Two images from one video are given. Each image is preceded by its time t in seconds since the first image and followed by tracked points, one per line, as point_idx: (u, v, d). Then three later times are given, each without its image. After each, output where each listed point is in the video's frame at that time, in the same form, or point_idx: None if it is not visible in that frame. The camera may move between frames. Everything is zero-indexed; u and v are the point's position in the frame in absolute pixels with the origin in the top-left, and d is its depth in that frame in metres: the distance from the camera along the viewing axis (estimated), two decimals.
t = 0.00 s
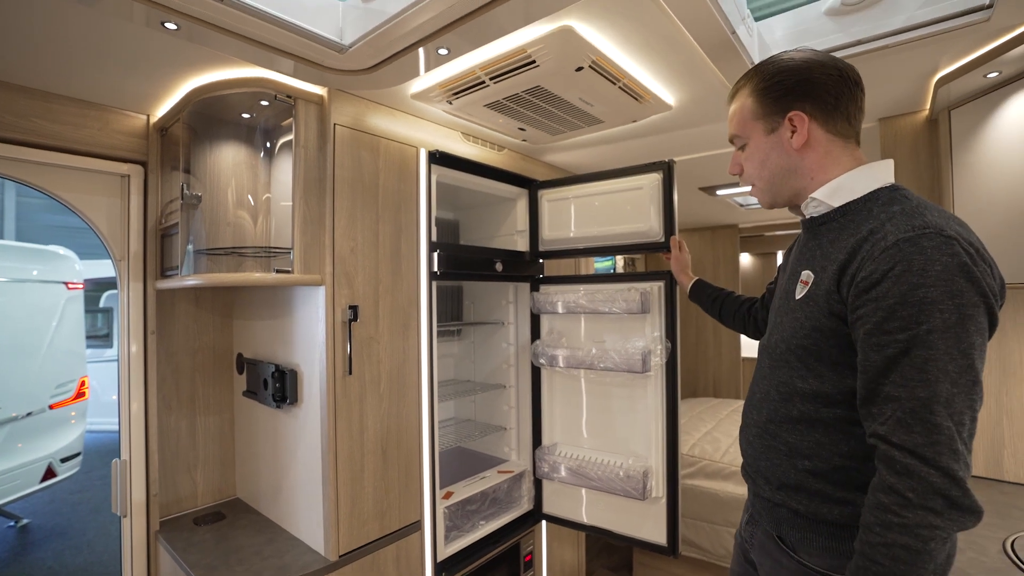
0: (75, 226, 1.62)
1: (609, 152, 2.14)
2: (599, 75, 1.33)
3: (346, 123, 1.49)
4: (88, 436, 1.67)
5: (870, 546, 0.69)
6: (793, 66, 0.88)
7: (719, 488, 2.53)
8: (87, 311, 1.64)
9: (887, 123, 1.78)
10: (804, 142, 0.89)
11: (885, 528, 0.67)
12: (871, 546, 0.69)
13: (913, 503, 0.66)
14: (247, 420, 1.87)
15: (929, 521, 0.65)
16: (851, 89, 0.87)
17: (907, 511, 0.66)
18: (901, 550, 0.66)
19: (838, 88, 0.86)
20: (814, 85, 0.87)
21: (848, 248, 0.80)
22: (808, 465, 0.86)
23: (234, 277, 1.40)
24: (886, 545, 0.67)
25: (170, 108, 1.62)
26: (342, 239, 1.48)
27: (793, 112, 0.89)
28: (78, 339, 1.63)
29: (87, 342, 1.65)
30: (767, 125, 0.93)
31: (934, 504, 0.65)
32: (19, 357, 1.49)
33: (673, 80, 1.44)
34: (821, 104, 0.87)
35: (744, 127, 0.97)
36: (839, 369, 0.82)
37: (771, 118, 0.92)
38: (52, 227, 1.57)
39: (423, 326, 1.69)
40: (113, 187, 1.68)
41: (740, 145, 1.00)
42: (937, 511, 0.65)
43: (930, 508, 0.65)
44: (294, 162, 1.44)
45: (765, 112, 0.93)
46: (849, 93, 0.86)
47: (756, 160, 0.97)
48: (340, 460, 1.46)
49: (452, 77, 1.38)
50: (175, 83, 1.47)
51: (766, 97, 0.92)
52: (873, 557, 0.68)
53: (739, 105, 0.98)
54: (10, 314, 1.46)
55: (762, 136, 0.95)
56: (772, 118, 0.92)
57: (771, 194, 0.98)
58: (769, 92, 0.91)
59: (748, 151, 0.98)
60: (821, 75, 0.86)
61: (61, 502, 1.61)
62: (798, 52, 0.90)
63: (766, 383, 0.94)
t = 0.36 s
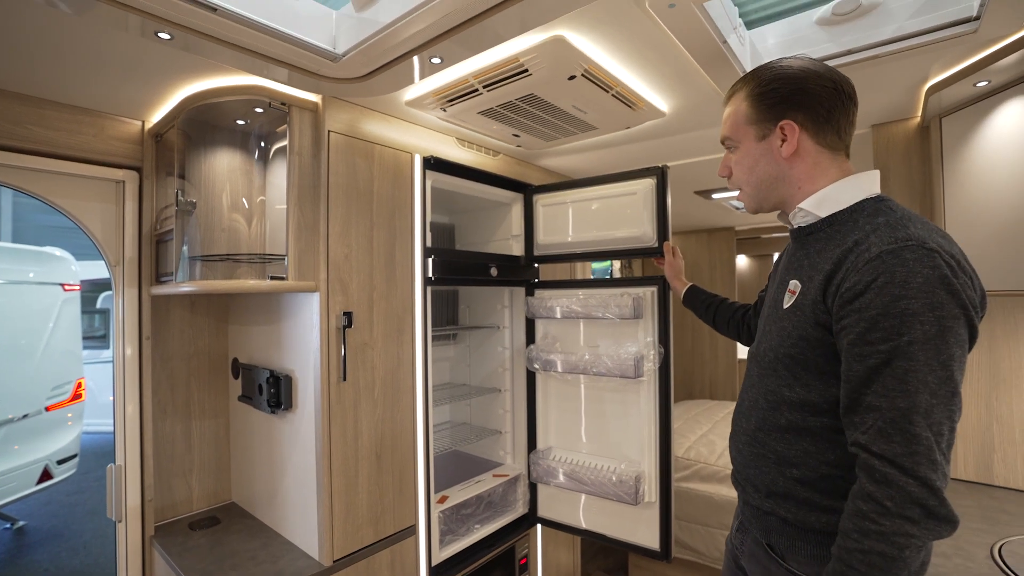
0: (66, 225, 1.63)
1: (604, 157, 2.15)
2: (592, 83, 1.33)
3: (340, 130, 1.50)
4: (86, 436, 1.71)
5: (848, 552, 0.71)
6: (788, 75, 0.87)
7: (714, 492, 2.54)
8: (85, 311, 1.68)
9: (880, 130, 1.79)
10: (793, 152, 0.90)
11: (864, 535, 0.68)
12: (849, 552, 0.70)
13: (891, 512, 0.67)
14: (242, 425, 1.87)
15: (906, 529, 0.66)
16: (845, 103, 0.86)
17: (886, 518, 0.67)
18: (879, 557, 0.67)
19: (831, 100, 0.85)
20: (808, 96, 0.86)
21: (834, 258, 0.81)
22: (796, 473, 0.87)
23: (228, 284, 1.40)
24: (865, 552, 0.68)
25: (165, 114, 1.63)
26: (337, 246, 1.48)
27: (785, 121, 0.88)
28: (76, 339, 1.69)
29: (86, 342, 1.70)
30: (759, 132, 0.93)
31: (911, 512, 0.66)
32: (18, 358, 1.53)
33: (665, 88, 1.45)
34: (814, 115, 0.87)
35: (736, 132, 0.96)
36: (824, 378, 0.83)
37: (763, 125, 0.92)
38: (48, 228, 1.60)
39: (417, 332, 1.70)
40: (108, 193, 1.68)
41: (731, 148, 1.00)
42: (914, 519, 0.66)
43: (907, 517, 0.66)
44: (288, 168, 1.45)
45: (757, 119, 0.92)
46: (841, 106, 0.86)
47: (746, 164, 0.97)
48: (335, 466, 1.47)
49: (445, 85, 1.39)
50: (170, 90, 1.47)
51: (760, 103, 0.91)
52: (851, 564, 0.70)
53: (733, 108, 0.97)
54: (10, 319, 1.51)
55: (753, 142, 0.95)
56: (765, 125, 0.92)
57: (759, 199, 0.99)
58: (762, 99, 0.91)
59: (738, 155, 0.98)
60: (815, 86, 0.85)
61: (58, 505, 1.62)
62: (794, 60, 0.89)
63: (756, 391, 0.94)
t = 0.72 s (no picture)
0: (56, 226, 1.61)
1: (602, 159, 2.16)
2: (589, 89, 1.34)
3: (339, 135, 1.52)
4: (88, 436, 1.71)
5: (835, 550, 0.72)
6: (787, 80, 0.87)
7: (711, 492, 2.56)
8: (86, 311, 1.67)
9: (876, 133, 1.80)
10: (782, 158, 0.91)
11: (851, 532, 0.69)
12: (839, 550, 0.71)
13: (875, 509, 0.68)
14: (243, 426, 1.89)
15: (890, 525, 0.67)
16: (839, 116, 0.87)
17: (871, 515, 0.68)
18: (866, 553, 0.68)
19: (825, 112, 0.86)
20: (805, 105, 0.86)
21: (816, 262, 0.83)
22: (785, 474, 0.88)
23: (229, 288, 1.42)
24: (853, 549, 0.69)
25: (166, 119, 1.65)
26: (336, 249, 1.50)
27: (779, 127, 0.89)
28: (77, 339, 1.67)
29: (87, 342, 1.68)
30: (752, 134, 0.93)
31: (894, 509, 0.67)
32: (19, 359, 1.53)
33: (661, 93, 1.46)
34: (807, 125, 0.87)
35: (731, 131, 0.97)
36: (809, 380, 0.84)
37: (757, 127, 0.92)
38: (51, 229, 1.60)
39: (416, 334, 1.72)
40: (110, 197, 1.70)
41: (723, 145, 1.01)
42: (898, 515, 0.67)
43: (891, 513, 0.67)
44: (288, 172, 1.46)
45: (751, 120, 0.93)
46: (835, 118, 0.87)
47: (735, 164, 0.99)
48: (334, 466, 1.48)
49: (443, 91, 1.40)
50: (171, 96, 1.49)
51: (756, 105, 0.92)
52: (841, 561, 0.70)
53: (730, 105, 0.98)
54: (14, 320, 1.51)
55: (744, 144, 0.96)
56: (758, 127, 0.92)
57: (743, 199, 1.02)
58: (759, 102, 0.91)
59: (729, 153, 0.99)
60: (813, 96, 0.85)
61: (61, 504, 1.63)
62: (797, 65, 0.89)
63: (745, 394, 0.96)
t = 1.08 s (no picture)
0: (74, 228, 1.65)
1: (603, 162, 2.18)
2: (589, 94, 1.37)
3: (343, 139, 1.54)
4: (92, 437, 1.68)
5: (826, 540, 0.73)
6: (776, 89, 0.91)
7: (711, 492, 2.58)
8: (90, 312, 1.66)
9: (875, 136, 1.83)
10: (773, 163, 0.93)
11: (844, 523, 0.71)
12: (831, 540, 0.72)
13: (867, 499, 0.70)
14: (247, 426, 1.92)
15: (881, 515, 0.69)
16: (825, 123, 0.91)
17: (863, 505, 0.70)
18: (857, 542, 0.69)
19: (812, 119, 0.90)
20: (794, 111, 0.90)
21: (809, 263, 0.85)
22: (774, 470, 0.90)
23: (234, 290, 1.44)
24: (844, 538, 0.71)
25: (173, 124, 1.67)
26: (340, 252, 1.52)
27: (769, 133, 0.92)
28: (82, 339, 1.65)
29: (91, 342, 1.67)
30: (744, 140, 0.95)
31: (884, 499, 0.69)
32: (22, 358, 1.52)
33: (661, 98, 1.48)
34: (795, 131, 0.91)
35: (723, 137, 0.98)
36: (800, 379, 0.86)
37: (747, 134, 0.94)
38: (53, 229, 1.61)
39: (418, 335, 1.74)
40: (118, 200, 1.73)
41: (714, 152, 1.02)
42: (887, 505, 0.69)
43: (882, 504, 0.69)
44: (292, 176, 1.49)
45: (742, 128, 0.95)
46: (821, 125, 0.90)
47: (726, 171, 0.99)
48: (338, 467, 1.50)
49: (446, 96, 1.43)
50: (177, 101, 1.51)
51: (746, 113, 0.94)
52: (832, 551, 0.72)
53: (719, 115, 1.00)
54: (14, 320, 1.49)
55: (735, 151, 0.97)
56: (749, 134, 0.94)
57: (734, 206, 1.02)
58: (750, 109, 0.93)
59: (720, 161, 1.00)
60: (800, 103, 0.89)
61: (65, 504, 1.62)
62: (784, 75, 0.92)
63: (735, 393, 0.98)
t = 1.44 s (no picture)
0: (72, 228, 1.67)
1: (605, 165, 2.20)
2: (592, 98, 1.38)
3: (348, 142, 1.55)
4: (98, 436, 1.75)
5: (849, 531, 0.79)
6: (751, 103, 0.97)
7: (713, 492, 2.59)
8: (94, 312, 1.71)
9: (874, 139, 1.85)
10: (750, 173, 1.00)
11: (866, 515, 0.77)
12: (855, 532, 0.78)
13: (886, 489, 0.76)
14: (252, 426, 1.94)
15: (899, 503, 0.75)
16: (795, 135, 0.99)
17: (883, 495, 0.76)
18: (884, 531, 0.76)
19: (784, 132, 0.98)
20: (767, 125, 0.97)
21: (800, 269, 0.92)
22: (763, 463, 0.96)
23: (240, 292, 1.46)
24: (868, 530, 0.77)
25: (179, 128, 1.69)
26: (345, 254, 1.54)
27: (745, 145, 0.99)
28: (85, 340, 1.70)
29: (95, 343, 1.73)
30: (722, 153, 1.01)
31: (898, 487, 0.76)
32: (29, 360, 1.56)
33: (663, 101, 1.50)
34: (769, 143, 0.98)
35: (702, 151, 1.05)
36: (791, 376, 0.93)
37: (725, 146, 1.01)
38: (58, 229, 1.64)
39: (422, 336, 1.75)
40: (125, 203, 1.75)
41: (694, 164, 1.08)
42: (903, 493, 0.76)
43: (899, 493, 0.75)
44: (298, 179, 1.50)
45: (720, 140, 1.02)
46: (792, 137, 0.98)
47: (706, 181, 1.06)
48: (343, 467, 1.52)
49: (449, 100, 1.45)
50: (185, 106, 1.53)
51: (723, 126, 1.01)
52: (858, 543, 0.77)
53: (698, 127, 1.06)
54: (15, 320, 1.52)
55: (714, 163, 1.04)
56: (726, 146, 1.01)
57: (715, 214, 1.09)
58: (727, 124, 1.00)
59: (700, 172, 1.07)
60: (774, 117, 0.96)
61: (70, 503, 1.67)
62: (756, 91, 1.00)
63: (722, 392, 1.04)
